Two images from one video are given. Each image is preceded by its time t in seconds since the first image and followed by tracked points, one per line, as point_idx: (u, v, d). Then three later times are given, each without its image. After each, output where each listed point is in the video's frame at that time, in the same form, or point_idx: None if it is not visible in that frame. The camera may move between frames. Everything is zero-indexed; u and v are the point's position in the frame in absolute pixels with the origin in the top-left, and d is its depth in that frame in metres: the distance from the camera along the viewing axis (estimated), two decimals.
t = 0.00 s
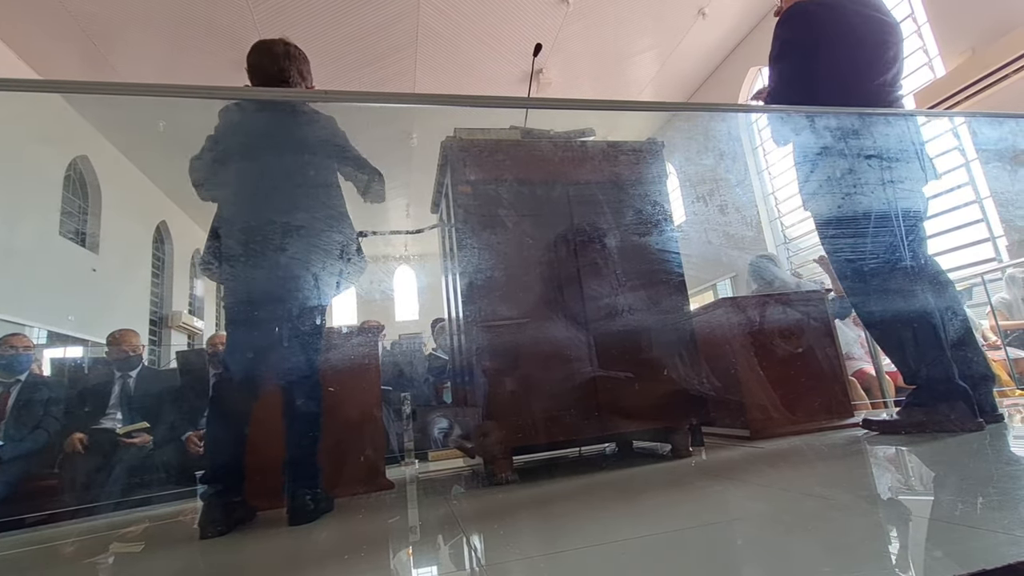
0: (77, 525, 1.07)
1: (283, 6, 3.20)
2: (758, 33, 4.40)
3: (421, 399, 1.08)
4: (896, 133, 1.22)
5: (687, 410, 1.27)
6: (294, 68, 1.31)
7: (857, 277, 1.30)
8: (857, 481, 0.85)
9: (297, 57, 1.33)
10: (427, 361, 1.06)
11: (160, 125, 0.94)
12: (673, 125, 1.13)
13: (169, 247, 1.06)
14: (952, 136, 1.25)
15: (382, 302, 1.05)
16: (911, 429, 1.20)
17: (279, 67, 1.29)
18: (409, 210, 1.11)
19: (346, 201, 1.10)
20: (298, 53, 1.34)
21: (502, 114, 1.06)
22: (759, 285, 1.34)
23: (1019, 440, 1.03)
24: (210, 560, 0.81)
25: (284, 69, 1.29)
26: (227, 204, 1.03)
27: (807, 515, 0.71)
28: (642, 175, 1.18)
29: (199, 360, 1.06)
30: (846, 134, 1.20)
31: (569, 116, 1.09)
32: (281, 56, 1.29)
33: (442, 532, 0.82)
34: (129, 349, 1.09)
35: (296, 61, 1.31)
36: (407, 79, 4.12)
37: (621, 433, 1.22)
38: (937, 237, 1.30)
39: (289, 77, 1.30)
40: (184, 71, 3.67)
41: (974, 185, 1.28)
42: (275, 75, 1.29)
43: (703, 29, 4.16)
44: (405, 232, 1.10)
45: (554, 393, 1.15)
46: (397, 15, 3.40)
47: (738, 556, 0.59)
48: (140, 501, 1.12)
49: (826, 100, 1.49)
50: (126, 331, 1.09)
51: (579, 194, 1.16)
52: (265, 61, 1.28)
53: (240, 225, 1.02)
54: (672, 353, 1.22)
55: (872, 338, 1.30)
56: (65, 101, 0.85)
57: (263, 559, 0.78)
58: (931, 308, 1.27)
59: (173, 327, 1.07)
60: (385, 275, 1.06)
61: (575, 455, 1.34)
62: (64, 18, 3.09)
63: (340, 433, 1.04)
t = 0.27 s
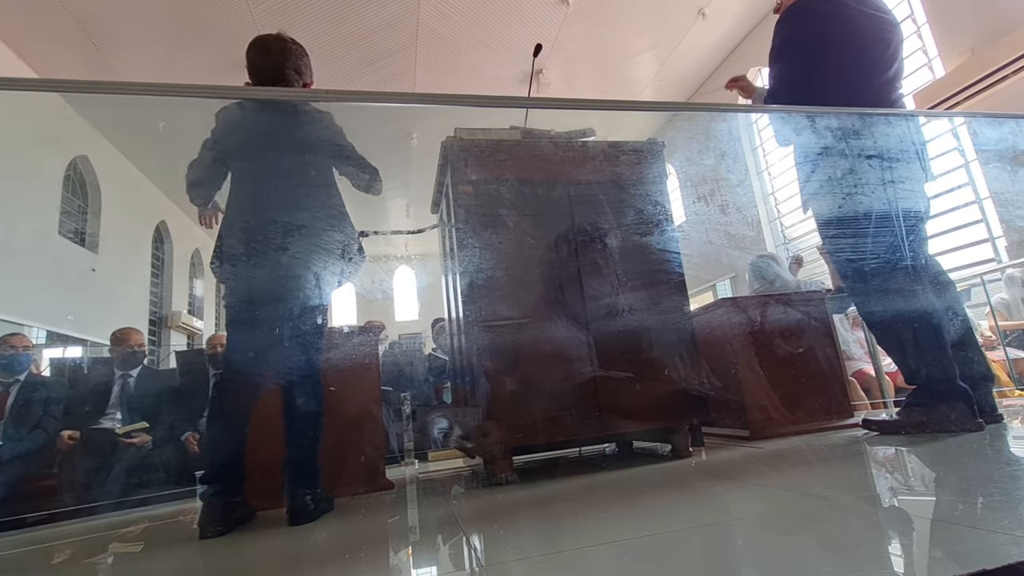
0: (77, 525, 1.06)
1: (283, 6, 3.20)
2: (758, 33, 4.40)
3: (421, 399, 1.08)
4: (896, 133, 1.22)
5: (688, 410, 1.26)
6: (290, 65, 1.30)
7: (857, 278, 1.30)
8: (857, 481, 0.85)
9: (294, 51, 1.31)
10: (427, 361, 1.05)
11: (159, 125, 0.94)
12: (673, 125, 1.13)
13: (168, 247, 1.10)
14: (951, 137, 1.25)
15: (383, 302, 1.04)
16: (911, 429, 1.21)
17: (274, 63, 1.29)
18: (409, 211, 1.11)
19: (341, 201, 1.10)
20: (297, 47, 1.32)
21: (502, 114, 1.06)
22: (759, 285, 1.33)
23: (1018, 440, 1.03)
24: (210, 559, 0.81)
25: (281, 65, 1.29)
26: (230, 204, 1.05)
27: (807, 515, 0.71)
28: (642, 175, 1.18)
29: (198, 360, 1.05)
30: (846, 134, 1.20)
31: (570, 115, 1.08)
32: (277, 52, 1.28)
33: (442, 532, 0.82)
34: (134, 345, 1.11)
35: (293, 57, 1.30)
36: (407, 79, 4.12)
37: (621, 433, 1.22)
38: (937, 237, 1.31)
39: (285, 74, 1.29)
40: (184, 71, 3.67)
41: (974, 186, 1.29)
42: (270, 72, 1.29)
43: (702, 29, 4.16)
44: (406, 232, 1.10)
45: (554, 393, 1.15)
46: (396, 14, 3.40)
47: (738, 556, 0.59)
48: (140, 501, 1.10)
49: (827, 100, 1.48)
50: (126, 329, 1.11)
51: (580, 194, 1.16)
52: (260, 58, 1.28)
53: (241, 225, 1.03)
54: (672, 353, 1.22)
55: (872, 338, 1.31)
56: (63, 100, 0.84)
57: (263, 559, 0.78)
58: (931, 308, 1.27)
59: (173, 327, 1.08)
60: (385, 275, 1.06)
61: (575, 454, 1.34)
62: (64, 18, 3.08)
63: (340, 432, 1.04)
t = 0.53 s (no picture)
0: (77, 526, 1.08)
1: (283, 6, 3.19)
2: (758, 34, 4.40)
3: (421, 400, 1.06)
4: (894, 134, 1.23)
5: (687, 410, 1.27)
6: (284, 63, 1.30)
7: (856, 279, 1.29)
8: (856, 481, 0.85)
9: (288, 50, 1.32)
10: (427, 362, 1.04)
11: (159, 125, 0.94)
12: (672, 125, 1.14)
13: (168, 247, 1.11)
14: (952, 137, 1.26)
15: (382, 303, 1.03)
16: (910, 430, 1.23)
17: (268, 61, 1.29)
18: (409, 211, 1.09)
19: (341, 206, 1.12)
20: (291, 46, 1.33)
21: (501, 114, 1.07)
22: (758, 285, 1.30)
23: (1016, 440, 1.03)
24: (210, 560, 0.82)
25: (274, 63, 1.29)
26: (228, 204, 1.04)
27: (806, 515, 0.71)
28: (642, 176, 1.18)
29: (197, 360, 1.05)
30: (844, 135, 1.21)
31: (568, 116, 1.09)
32: (270, 51, 1.29)
33: (442, 533, 0.82)
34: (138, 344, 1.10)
35: (286, 55, 1.30)
36: (407, 80, 4.12)
37: (620, 433, 1.22)
38: (937, 237, 1.31)
39: (279, 73, 1.29)
40: (183, 71, 3.67)
41: (973, 185, 1.29)
42: (264, 71, 1.29)
43: (702, 30, 4.17)
44: (405, 233, 1.09)
45: (554, 393, 1.16)
46: (396, 15, 3.40)
47: (737, 556, 0.59)
48: (140, 502, 1.10)
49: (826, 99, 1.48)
50: (129, 329, 1.10)
51: (579, 195, 1.17)
52: (254, 56, 1.29)
53: (241, 225, 1.03)
54: (671, 353, 1.22)
55: (871, 338, 1.30)
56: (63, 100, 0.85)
57: (263, 559, 0.79)
58: (930, 309, 1.28)
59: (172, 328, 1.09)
60: (385, 275, 1.05)
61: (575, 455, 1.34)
62: (63, 18, 3.08)
63: (339, 433, 1.04)
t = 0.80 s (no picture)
0: (76, 526, 1.06)
1: (283, 6, 3.19)
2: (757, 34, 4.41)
3: (421, 400, 1.06)
4: (893, 134, 1.23)
5: (687, 410, 1.27)
6: (283, 66, 1.30)
7: (855, 278, 1.30)
8: (856, 481, 0.85)
9: (286, 52, 1.32)
10: (427, 362, 1.05)
11: (159, 125, 0.96)
12: (671, 126, 1.15)
13: (167, 248, 1.09)
14: (950, 137, 1.26)
15: (382, 304, 1.03)
16: (909, 430, 1.23)
17: (267, 65, 1.29)
18: (409, 211, 1.09)
19: (355, 199, 1.09)
20: (288, 48, 1.33)
21: (500, 114, 1.08)
22: (757, 285, 1.28)
23: (1016, 440, 1.03)
24: (210, 560, 0.81)
25: (273, 66, 1.29)
26: (225, 204, 1.04)
27: (806, 515, 0.71)
28: (642, 176, 1.18)
29: (196, 359, 1.05)
30: (844, 135, 1.21)
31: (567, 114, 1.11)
32: (269, 53, 1.28)
33: (442, 533, 0.82)
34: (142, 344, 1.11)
35: (284, 57, 1.31)
36: (406, 81, 4.12)
37: (619, 433, 1.22)
38: (937, 237, 1.31)
39: (278, 76, 1.30)
40: (183, 72, 3.67)
41: (972, 186, 1.29)
42: (263, 75, 1.29)
43: (701, 30, 4.17)
44: (405, 233, 1.08)
45: (553, 393, 1.16)
46: (395, 16, 3.40)
47: (737, 556, 0.59)
48: (139, 502, 1.09)
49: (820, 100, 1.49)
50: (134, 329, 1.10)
51: (579, 196, 1.16)
52: (252, 59, 1.29)
53: (240, 226, 1.03)
54: (671, 354, 1.22)
55: (870, 338, 1.29)
56: (64, 102, 0.86)
57: (264, 560, 0.78)
58: (928, 309, 1.29)
59: (172, 328, 1.09)
60: (385, 275, 1.04)
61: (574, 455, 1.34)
62: (62, 19, 3.07)
63: (339, 433, 1.03)
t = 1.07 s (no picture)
0: (74, 528, 1.05)
1: (282, 6, 3.19)
2: (757, 35, 4.41)
3: (421, 400, 1.06)
4: (893, 134, 1.23)
5: (687, 411, 1.27)
6: (282, 66, 1.31)
7: (854, 280, 1.31)
8: (856, 482, 0.85)
9: (285, 53, 1.32)
10: (425, 363, 1.04)
11: (157, 126, 0.97)
12: (670, 126, 1.16)
13: (167, 248, 1.03)
14: (949, 138, 1.27)
15: (382, 303, 1.03)
16: (908, 430, 1.23)
17: (266, 66, 1.29)
18: (409, 211, 1.07)
19: (341, 204, 1.09)
20: (287, 50, 1.33)
21: (497, 114, 1.09)
22: (756, 286, 1.27)
23: (1016, 441, 1.03)
24: (210, 561, 0.81)
25: (273, 67, 1.29)
26: (225, 204, 1.03)
27: (805, 515, 0.71)
28: (642, 177, 1.18)
29: (197, 362, 1.05)
30: (843, 135, 1.21)
31: (568, 113, 1.11)
32: (268, 55, 1.28)
33: (441, 533, 0.82)
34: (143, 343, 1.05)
35: (284, 58, 1.31)
36: (406, 81, 4.12)
37: (619, 433, 1.22)
38: (936, 237, 1.31)
39: (277, 76, 1.30)
40: (182, 72, 3.66)
41: (972, 186, 1.29)
42: (262, 76, 1.29)
43: (701, 31, 4.17)
44: (405, 233, 1.07)
45: (553, 393, 1.16)
46: (395, 16, 3.40)
47: (737, 556, 0.59)
48: (137, 505, 1.06)
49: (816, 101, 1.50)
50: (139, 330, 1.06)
51: (579, 196, 1.16)
52: (251, 60, 1.28)
53: (239, 227, 1.03)
54: (670, 354, 1.22)
55: (868, 339, 1.29)
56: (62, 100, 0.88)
57: (263, 561, 0.78)
58: (927, 309, 1.29)
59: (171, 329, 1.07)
60: (384, 275, 1.04)
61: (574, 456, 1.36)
62: (61, 18, 3.07)
63: (339, 433, 1.03)
